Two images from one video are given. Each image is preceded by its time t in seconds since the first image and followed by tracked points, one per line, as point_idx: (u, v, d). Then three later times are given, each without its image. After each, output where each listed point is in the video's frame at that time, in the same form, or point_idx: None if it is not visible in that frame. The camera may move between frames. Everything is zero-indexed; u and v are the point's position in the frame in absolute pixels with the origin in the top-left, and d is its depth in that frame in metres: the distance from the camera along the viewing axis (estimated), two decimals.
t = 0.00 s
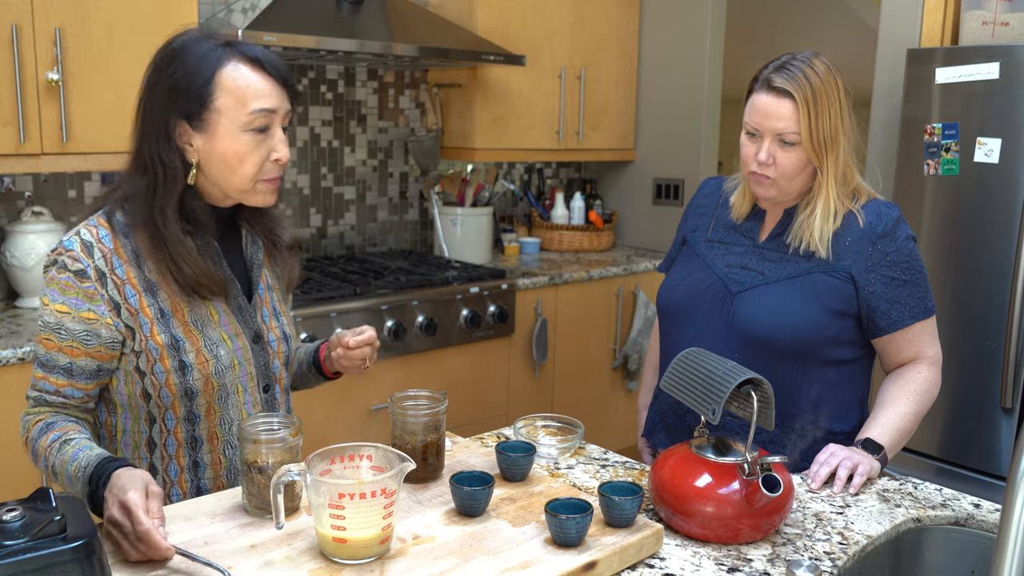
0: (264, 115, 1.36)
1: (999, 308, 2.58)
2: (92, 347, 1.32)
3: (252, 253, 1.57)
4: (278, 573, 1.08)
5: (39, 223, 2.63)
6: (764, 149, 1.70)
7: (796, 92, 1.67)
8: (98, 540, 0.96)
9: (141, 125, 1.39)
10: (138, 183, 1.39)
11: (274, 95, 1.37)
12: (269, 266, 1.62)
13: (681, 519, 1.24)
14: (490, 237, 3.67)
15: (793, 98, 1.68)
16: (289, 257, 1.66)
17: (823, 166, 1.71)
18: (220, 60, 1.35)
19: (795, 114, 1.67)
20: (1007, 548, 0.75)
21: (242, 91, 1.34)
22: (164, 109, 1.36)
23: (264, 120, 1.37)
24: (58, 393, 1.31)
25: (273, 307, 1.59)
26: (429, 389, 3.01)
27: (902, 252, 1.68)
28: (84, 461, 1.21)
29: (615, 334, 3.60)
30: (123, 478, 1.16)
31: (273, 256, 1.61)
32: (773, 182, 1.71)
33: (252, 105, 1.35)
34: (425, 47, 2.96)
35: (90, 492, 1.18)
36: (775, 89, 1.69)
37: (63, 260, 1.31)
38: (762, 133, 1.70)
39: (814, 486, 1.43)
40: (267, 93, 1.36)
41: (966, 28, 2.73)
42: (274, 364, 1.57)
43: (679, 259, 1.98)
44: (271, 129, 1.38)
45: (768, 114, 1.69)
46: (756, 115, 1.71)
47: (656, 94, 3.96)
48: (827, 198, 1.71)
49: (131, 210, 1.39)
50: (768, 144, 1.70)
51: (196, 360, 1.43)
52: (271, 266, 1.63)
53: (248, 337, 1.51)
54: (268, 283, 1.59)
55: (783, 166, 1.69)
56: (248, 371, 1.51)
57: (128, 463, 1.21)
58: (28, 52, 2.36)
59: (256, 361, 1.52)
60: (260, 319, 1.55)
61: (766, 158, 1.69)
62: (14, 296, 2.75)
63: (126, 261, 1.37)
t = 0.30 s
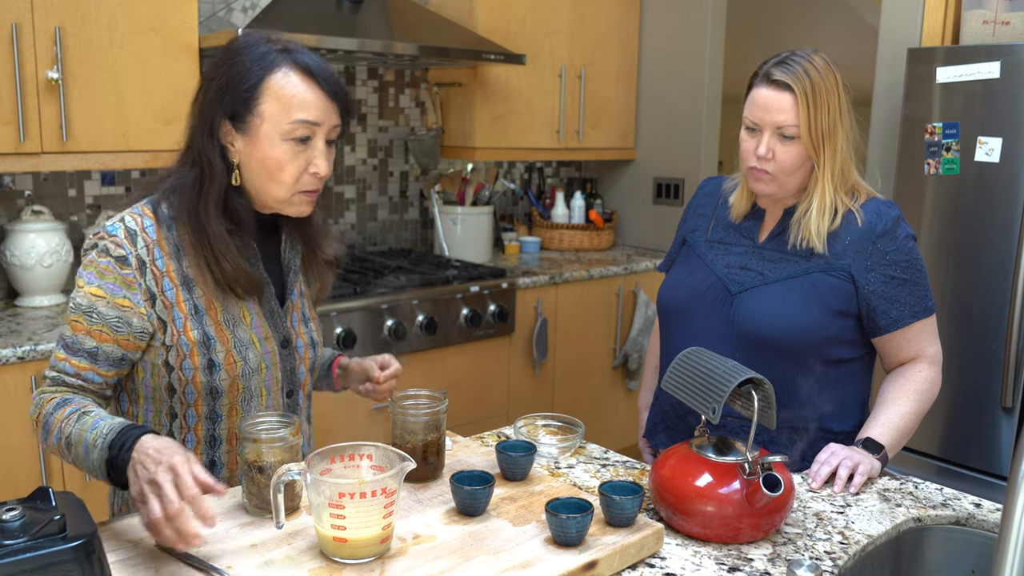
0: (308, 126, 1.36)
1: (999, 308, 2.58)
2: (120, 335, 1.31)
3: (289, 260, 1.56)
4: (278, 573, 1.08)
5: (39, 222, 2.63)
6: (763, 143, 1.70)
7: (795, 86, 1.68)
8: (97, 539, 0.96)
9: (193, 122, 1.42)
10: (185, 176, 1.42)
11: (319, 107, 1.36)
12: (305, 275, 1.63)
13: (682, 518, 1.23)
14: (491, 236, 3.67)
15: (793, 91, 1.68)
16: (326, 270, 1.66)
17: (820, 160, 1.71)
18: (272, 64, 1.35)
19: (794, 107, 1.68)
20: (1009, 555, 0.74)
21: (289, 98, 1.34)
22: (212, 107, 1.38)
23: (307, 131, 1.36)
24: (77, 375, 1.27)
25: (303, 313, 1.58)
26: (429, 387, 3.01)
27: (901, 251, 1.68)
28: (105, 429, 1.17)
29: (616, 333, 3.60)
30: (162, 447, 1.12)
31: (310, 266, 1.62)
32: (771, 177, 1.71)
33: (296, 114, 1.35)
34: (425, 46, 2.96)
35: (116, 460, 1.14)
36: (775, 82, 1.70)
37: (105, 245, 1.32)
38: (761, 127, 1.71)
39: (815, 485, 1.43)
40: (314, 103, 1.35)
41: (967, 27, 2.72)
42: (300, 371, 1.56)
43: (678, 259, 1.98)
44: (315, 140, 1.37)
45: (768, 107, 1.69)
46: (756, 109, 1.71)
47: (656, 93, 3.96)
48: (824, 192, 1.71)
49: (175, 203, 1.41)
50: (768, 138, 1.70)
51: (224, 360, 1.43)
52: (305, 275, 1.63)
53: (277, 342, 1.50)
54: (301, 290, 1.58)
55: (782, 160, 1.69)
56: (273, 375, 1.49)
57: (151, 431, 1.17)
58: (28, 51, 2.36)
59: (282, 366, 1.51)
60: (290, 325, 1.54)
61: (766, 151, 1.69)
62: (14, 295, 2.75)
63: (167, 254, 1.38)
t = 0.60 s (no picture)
0: (340, 135, 1.35)
1: (999, 307, 2.58)
2: (151, 332, 1.28)
3: (313, 263, 1.56)
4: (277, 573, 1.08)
5: (38, 222, 2.63)
6: (764, 143, 1.70)
7: (795, 85, 1.68)
8: (97, 539, 0.95)
9: (228, 122, 1.41)
10: (218, 175, 1.42)
11: (353, 118, 1.35)
12: (328, 281, 1.61)
13: (682, 518, 1.23)
14: (491, 235, 3.67)
15: (793, 91, 1.68)
16: (350, 277, 1.64)
17: (820, 159, 1.71)
18: (310, 70, 1.34)
19: (794, 107, 1.68)
20: (1009, 554, 0.73)
21: (325, 107, 1.34)
22: (248, 108, 1.37)
23: (340, 141, 1.36)
24: (108, 370, 1.21)
25: (328, 317, 1.58)
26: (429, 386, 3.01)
27: (901, 249, 1.68)
28: (158, 430, 1.15)
29: (616, 332, 3.60)
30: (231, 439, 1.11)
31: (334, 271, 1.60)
32: (773, 177, 1.71)
33: (330, 123, 1.34)
34: (425, 45, 2.95)
35: (183, 462, 1.11)
36: (774, 82, 1.70)
37: (141, 241, 1.31)
38: (761, 126, 1.71)
39: (815, 485, 1.43)
40: (346, 111, 1.35)
41: (967, 26, 2.72)
42: (322, 375, 1.56)
43: (678, 258, 1.97)
44: (347, 149, 1.37)
45: (768, 107, 1.69)
46: (756, 109, 1.71)
47: (656, 92, 3.96)
48: (825, 191, 1.71)
49: (207, 204, 1.40)
50: (768, 137, 1.70)
51: (251, 364, 1.43)
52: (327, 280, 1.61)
53: (301, 345, 1.50)
54: (325, 294, 1.58)
55: (783, 160, 1.69)
56: (298, 380, 1.50)
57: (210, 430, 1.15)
58: (27, 50, 2.36)
59: (305, 370, 1.51)
60: (314, 328, 1.54)
61: (767, 151, 1.70)
62: (14, 294, 2.75)
63: (200, 254, 1.37)
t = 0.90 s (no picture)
0: (365, 155, 1.35)
1: (999, 307, 2.58)
2: (158, 339, 1.29)
3: (324, 268, 1.54)
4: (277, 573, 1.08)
5: (39, 222, 2.63)
6: (762, 142, 1.70)
7: (793, 85, 1.68)
8: (97, 539, 0.96)
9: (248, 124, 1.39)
10: (232, 178, 1.41)
11: (378, 138, 1.35)
12: (340, 284, 1.58)
13: (681, 517, 1.23)
14: (491, 235, 3.67)
15: (790, 90, 1.69)
16: (363, 277, 1.62)
17: (818, 158, 1.71)
18: (340, 86, 1.32)
19: (792, 106, 1.68)
20: (1006, 552, 0.74)
21: (352, 126, 1.32)
22: (273, 117, 1.35)
23: (363, 161, 1.35)
24: (116, 378, 1.22)
25: (341, 322, 1.58)
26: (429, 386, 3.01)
27: (900, 249, 1.68)
28: (169, 445, 1.16)
29: (616, 332, 3.60)
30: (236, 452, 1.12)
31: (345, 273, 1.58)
32: (771, 176, 1.71)
33: (355, 143, 1.33)
34: (425, 46, 2.96)
35: (195, 477, 1.12)
36: (773, 81, 1.70)
37: (147, 247, 1.32)
38: (759, 126, 1.71)
39: (815, 484, 1.43)
40: (372, 131, 1.34)
41: (966, 26, 2.72)
42: (333, 381, 1.56)
43: (678, 258, 1.97)
44: (369, 169, 1.37)
45: (766, 106, 1.69)
46: (754, 108, 1.71)
47: (655, 92, 3.96)
48: (822, 191, 1.72)
49: (218, 209, 1.40)
50: (766, 137, 1.70)
51: (259, 371, 1.43)
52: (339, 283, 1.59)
53: (311, 353, 1.50)
54: (338, 298, 1.57)
55: (782, 159, 1.69)
56: (307, 386, 1.50)
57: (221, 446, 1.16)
58: (28, 51, 2.36)
59: (315, 376, 1.51)
60: (325, 334, 1.53)
61: (764, 151, 1.70)
62: (14, 295, 2.75)
63: (206, 260, 1.38)
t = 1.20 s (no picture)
0: (343, 156, 1.35)
1: (995, 307, 2.59)
2: (145, 344, 1.29)
3: (306, 267, 1.55)
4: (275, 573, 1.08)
5: (37, 224, 2.64)
6: (756, 143, 1.71)
7: (787, 86, 1.69)
8: (95, 540, 0.96)
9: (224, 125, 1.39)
10: (210, 180, 1.40)
11: (355, 140, 1.35)
12: (322, 280, 1.59)
13: (678, 517, 1.24)
14: (489, 236, 3.68)
15: (784, 92, 1.69)
16: (342, 273, 1.63)
17: (812, 160, 1.71)
18: (317, 88, 1.32)
19: (785, 107, 1.69)
20: (1000, 551, 0.74)
21: (330, 127, 1.33)
22: (251, 118, 1.35)
23: (341, 162, 1.36)
24: (107, 386, 1.23)
25: (326, 320, 1.58)
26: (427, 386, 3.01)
27: (896, 250, 1.69)
28: (167, 449, 1.17)
29: (614, 333, 3.61)
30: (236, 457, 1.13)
31: (326, 268, 1.59)
32: (766, 177, 1.71)
33: (332, 144, 1.33)
34: (423, 47, 2.96)
35: (194, 479, 1.13)
36: (766, 83, 1.71)
37: (127, 253, 1.31)
38: (754, 127, 1.72)
39: (812, 484, 1.43)
40: (349, 133, 1.34)
41: (961, 27, 2.73)
42: (320, 378, 1.56)
43: (675, 258, 1.98)
44: (346, 170, 1.37)
45: (760, 108, 1.70)
46: (749, 109, 1.72)
47: (653, 93, 3.96)
48: (817, 192, 1.72)
49: (196, 211, 1.39)
50: (760, 138, 1.71)
51: (246, 370, 1.43)
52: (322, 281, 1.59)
53: (297, 350, 1.50)
54: (321, 296, 1.58)
55: (776, 160, 1.70)
56: (296, 384, 1.51)
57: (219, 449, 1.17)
58: (26, 52, 2.36)
59: (303, 373, 1.52)
60: (311, 332, 1.54)
61: (759, 152, 1.70)
62: (11, 296, 2.75)
63: (188, 262, 1.37)
